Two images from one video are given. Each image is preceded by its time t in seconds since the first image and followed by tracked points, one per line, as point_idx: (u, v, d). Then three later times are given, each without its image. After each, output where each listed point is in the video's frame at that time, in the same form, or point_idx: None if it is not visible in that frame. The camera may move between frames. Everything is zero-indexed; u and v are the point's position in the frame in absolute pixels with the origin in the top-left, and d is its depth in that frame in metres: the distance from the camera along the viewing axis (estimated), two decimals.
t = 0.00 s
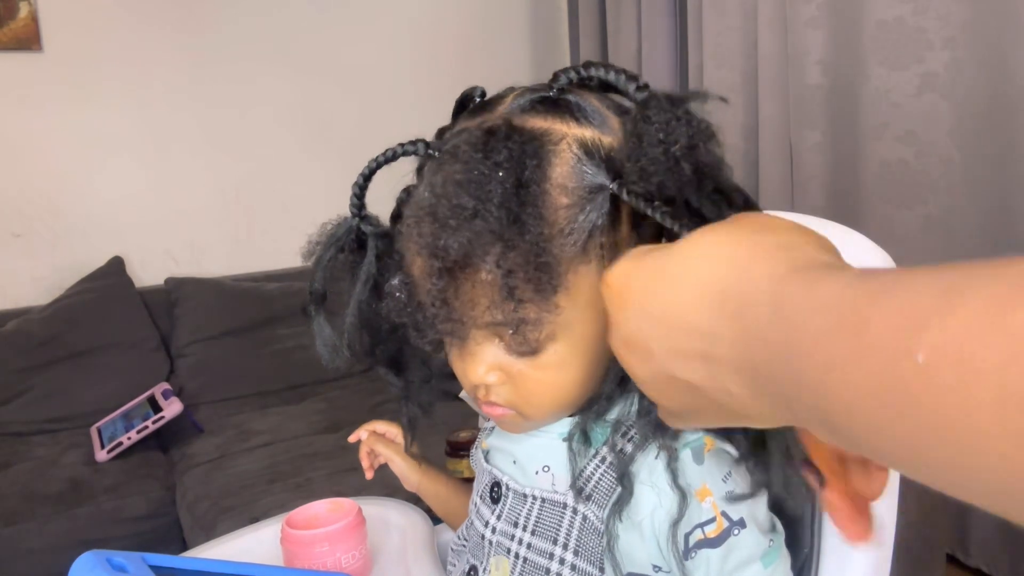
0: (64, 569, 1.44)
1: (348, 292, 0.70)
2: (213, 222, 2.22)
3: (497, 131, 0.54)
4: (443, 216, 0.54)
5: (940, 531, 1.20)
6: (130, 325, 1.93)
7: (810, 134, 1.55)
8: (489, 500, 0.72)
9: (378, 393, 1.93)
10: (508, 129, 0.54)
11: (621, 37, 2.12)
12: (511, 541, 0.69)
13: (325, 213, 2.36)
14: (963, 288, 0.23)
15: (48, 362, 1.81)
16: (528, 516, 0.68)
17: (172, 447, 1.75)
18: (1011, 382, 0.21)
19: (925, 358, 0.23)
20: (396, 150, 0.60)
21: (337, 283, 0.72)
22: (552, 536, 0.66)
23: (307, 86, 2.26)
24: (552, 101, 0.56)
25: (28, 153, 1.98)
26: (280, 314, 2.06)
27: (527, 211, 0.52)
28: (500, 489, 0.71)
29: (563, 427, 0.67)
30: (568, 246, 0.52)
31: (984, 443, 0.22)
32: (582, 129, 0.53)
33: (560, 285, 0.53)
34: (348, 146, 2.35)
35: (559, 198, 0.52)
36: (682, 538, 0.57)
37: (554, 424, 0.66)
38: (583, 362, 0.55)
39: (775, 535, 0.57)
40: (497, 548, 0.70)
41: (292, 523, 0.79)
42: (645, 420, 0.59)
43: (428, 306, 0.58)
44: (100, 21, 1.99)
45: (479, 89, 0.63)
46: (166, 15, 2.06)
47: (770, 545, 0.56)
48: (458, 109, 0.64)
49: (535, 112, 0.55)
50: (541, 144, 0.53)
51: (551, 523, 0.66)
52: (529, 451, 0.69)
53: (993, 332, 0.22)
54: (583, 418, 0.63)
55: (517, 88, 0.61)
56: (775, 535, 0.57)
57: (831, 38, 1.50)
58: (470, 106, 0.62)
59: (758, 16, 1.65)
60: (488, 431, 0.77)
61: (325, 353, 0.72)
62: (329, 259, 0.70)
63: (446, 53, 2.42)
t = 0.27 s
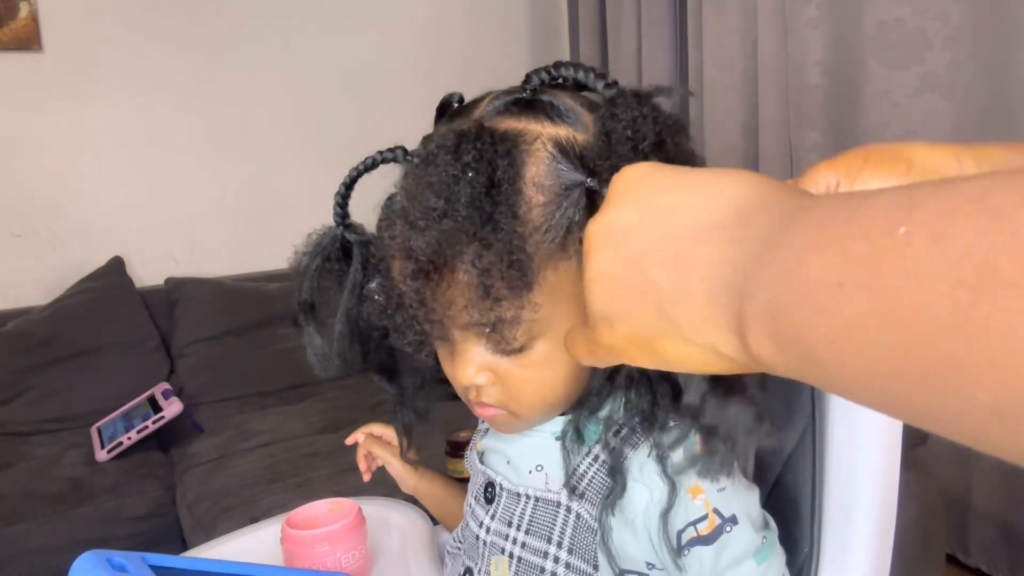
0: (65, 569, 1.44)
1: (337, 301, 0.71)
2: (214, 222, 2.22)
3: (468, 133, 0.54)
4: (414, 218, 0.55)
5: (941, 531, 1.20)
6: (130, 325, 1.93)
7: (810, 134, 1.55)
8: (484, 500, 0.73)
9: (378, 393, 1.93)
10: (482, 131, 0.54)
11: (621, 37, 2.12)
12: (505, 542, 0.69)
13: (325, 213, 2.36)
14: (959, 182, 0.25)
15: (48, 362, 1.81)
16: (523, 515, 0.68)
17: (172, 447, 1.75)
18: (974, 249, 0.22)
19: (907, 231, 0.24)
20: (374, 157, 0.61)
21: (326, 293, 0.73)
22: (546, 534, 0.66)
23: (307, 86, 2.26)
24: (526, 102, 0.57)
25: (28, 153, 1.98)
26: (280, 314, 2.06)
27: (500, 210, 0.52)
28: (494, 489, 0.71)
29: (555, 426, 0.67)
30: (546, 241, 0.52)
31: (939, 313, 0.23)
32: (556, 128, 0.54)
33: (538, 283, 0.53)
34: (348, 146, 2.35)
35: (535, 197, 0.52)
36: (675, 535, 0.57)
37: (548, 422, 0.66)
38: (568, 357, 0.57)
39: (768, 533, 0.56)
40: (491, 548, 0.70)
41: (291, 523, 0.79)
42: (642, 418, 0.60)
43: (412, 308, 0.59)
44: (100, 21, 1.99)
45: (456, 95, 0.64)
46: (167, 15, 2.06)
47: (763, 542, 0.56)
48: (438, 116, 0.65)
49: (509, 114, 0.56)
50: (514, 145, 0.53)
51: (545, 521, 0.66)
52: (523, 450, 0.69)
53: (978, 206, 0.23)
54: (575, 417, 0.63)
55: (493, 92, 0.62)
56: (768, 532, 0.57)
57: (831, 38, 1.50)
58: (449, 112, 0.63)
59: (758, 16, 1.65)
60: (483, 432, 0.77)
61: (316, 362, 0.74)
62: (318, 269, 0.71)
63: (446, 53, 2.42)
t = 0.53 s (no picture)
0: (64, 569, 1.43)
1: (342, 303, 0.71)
2: (214, 222, 2.21)
3: (463, 134, 0.57)
4: (409, 218, 0.57)
5: (942, 532, 1.20)
6: (130, 325, 1.93)
7: (810, 134, 1.55)
8: (486, 499, 0.72)
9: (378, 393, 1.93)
10: (478, 131, 0.56)
11: (621, 37, 2.12)
12: (508, 540, 0.68)
13: (325, 213, 2.35)
14: (962, 204, 0.23)
15: (48, 362, 1.80)
16: (525, 514, 0.68)
17: (172, 447, 1.74)
18: (986, 296, 0.21)
19: (905, 275, 0.23)
20: (374, 160, 0.63)
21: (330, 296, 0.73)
22: (549, 533, 0.65)
23: (307, 86, 2.25)
24: (523, 100, 0.58)
25: (27, 153, 1.97)
26: (279, 314, 2.06)
27: (495, 208, 0.54)
28: (497, 488, 0.71)
29: (559, 425, 0.67)
30: (543, 241, 0.53)
31: (964, 362, 0.22)
32: (553, 125, 0.55)
33: (536, 280, 0.54)
34: (348, 146, 2.34)
35: (530, 195, 0.54)
36: (677, 534, 0.56)
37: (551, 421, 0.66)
38: (569, 355, 0.57)
39: (770, 533, 0.56)
40: (493, 547, 0.70)
41: (291, 523, 0.78)
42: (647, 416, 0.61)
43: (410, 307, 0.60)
44: (100, 21, 1.98)
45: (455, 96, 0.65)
46: (166, 14, 2.06)
47: (766, 542, 0.55)
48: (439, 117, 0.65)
49: (506, 113, 0.57)
50: (509, 145, 0.55)
51: (547, 520, 0.66)
52: (526, 449, 0.69)
53: (979, 246, 0.22)
54: (579, 415, 0.63)
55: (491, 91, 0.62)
56: (770, 533, 0.56)
57: (832, 38, 1.50)
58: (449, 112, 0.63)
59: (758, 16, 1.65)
60: (485, 431, 0.77)
61: (320, 363, 0.74)
62: (323, 271, 0.71)
63: (446, 53, 2.41)
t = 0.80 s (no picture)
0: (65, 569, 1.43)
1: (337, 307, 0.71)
2: (213, 222, 2.21)
3: (448, 138, 0.57)
4: (391, 221, 0.58)
5: (943, 532, 1.19)
6: (130, 325, 1.93)
7: (810, 134, 1.55)
8: (487, 501, 0.72)
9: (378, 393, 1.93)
10: (461, 133, 0.57)
11: (621, 37, 2.12)
12: (508, 542, 0.68)
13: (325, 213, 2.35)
14: (925, 166, 0.23)
15: (48, 362, 1.80)
16: (525, 516, 0.68)
17: (172, 447, 1.74)
18: (945, 252, 0.21)
19: (869, 232, 0.23)
20: (364, 165, 0.63)
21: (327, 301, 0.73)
22: (549, 535, 0.65)
23: (307, 86, 2.25)
24: (509, 102, 0.58)
25: (27, 153, 1.97)
26: (279, 314, 2.06)
27: (478, 210, 0.54)
28: (497, 490, 0.71)
29: (558, 427, 0.67)
30: (530, 243, 0.53)
31: (921, 324, 0.22)
32: (539, 127, 0.55)
33: (522, 280, 0.54)
34: (348, 146, 2.34)
35: (515, 197, 0.54)
36: (678, 537, 0.56)
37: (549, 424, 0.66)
38: (561, 356, 0.57)
39: (771, 535, 0.56)
40: (494, 548, 0.70)
41: (292, 523, 0.78)
42: (640, 417, 0.61)
43: (399, 311, 0.60)
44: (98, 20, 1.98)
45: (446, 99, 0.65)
46: (166, 14, 2.05)
47: (767, 544, 0.55)
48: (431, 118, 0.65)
49: (493, 116, 0.58)
50: (494, 147, 0.55)
51: (547, 523, 0.66)
52: (526, 451, 0.69)
53: (940, 204, 0.22)
54: (578, 417, 0.63)
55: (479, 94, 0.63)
56: (771, 535, 0.56)
57: (831, 38, 1.50)
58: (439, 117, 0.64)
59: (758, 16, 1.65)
60: (484, 432, 0.77)
61: (319, 370, 0.75)
62: (318, 276, 0.71)
63: (446, 53, 2.41)
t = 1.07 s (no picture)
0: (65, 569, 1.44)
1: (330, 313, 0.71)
2: (213, 222, 2.21)
3: (429, 141, 0.58)
4: (373, 223, 0.58)
5: (943, 532, 1.19)
6: (130, 325, 1.93)
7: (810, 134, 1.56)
8: (486, 502, 0.73)
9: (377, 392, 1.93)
10: (441, 136, 0.58)
11: (621, 37, 2.12)
12: (508, 543, 0.69)
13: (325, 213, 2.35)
14: (871, 132, 0.23)
15: (48, 362, 1.80)
16: (524, 518, 0.68)
17: (172, 447, 1.74)
18: (880, 217, 0.21)
19: (808, 201, 0.23)
20: (351, 173, 0.63)
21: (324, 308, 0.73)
22: (549, 537, 0.66)
23: (307, 86, 2.25)
24: (490, 104, 0.59)
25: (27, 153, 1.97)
26: (279, 314, 2.06)
27: (454, 207, 0.54)
28: (496, 491, 0.72)
29: (556, 429, 0.68)
30: (510, 241, 0.53)
31: (855, 287, 0.22)
32: (518, 126, 0.56)
33: (500, 278, 0.55)
34: (348, 146, 2.34)
35: (495, 195, 0.54)
36: (679, 539, 0.57)
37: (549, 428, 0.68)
38: (550, 356, 0.58)
39: (771, 535, 0.56)
40: (493, 550, 0.70)
41: (292, 523, 0.78)
42: (633, 415, 0.61)
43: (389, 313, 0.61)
44: (98, 20, 1.98)
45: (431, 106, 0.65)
46: (166, 14, 2.05)
47: (766, 545, 0.55)
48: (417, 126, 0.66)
49: (474, 117, 0.58)
50: (473, 146, 0.56)
51: (547, 524, 0.67)
52: (525, 453, 0.70)
53: (878, 168, 0.22)
54: (575, 417, 0.63)
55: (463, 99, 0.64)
56: (771, 535, 0.56)
57: (831, 38, 1.50)
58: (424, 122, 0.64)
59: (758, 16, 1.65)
60: (483, 434, 0.78)
61: (317, 380, 0.75)
62: (311, 284, 0.70)
63: (446, 53, 2.42)
